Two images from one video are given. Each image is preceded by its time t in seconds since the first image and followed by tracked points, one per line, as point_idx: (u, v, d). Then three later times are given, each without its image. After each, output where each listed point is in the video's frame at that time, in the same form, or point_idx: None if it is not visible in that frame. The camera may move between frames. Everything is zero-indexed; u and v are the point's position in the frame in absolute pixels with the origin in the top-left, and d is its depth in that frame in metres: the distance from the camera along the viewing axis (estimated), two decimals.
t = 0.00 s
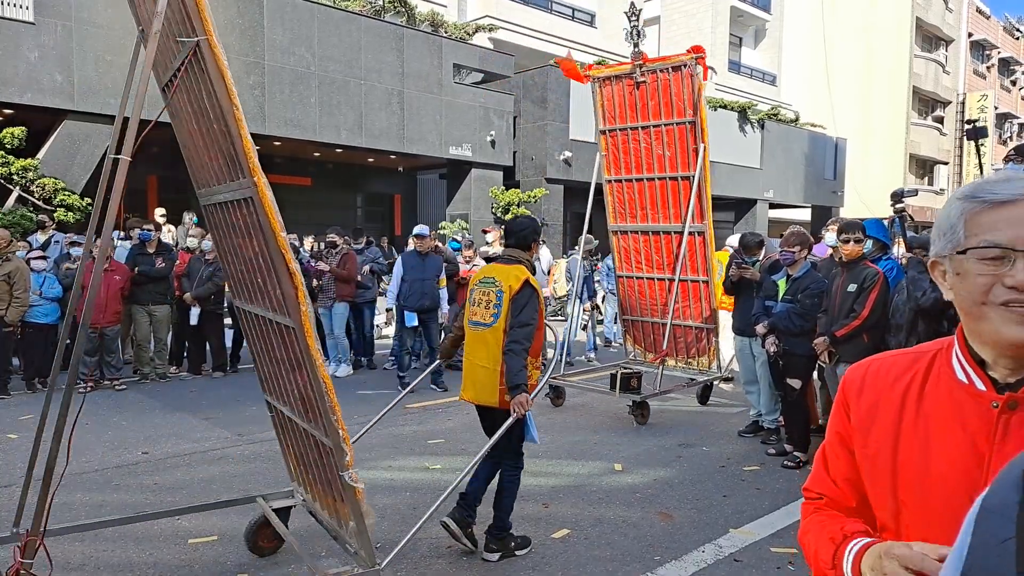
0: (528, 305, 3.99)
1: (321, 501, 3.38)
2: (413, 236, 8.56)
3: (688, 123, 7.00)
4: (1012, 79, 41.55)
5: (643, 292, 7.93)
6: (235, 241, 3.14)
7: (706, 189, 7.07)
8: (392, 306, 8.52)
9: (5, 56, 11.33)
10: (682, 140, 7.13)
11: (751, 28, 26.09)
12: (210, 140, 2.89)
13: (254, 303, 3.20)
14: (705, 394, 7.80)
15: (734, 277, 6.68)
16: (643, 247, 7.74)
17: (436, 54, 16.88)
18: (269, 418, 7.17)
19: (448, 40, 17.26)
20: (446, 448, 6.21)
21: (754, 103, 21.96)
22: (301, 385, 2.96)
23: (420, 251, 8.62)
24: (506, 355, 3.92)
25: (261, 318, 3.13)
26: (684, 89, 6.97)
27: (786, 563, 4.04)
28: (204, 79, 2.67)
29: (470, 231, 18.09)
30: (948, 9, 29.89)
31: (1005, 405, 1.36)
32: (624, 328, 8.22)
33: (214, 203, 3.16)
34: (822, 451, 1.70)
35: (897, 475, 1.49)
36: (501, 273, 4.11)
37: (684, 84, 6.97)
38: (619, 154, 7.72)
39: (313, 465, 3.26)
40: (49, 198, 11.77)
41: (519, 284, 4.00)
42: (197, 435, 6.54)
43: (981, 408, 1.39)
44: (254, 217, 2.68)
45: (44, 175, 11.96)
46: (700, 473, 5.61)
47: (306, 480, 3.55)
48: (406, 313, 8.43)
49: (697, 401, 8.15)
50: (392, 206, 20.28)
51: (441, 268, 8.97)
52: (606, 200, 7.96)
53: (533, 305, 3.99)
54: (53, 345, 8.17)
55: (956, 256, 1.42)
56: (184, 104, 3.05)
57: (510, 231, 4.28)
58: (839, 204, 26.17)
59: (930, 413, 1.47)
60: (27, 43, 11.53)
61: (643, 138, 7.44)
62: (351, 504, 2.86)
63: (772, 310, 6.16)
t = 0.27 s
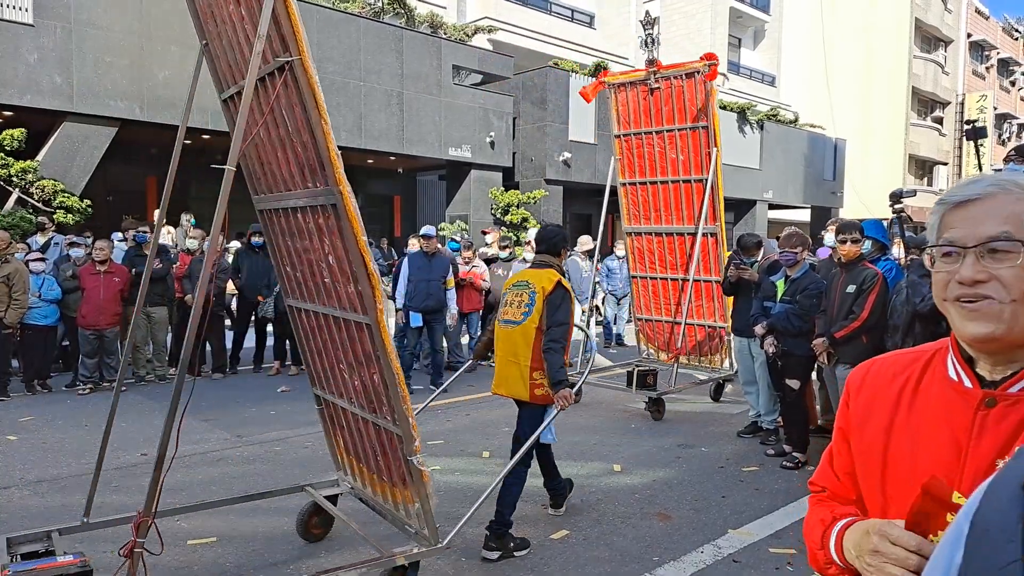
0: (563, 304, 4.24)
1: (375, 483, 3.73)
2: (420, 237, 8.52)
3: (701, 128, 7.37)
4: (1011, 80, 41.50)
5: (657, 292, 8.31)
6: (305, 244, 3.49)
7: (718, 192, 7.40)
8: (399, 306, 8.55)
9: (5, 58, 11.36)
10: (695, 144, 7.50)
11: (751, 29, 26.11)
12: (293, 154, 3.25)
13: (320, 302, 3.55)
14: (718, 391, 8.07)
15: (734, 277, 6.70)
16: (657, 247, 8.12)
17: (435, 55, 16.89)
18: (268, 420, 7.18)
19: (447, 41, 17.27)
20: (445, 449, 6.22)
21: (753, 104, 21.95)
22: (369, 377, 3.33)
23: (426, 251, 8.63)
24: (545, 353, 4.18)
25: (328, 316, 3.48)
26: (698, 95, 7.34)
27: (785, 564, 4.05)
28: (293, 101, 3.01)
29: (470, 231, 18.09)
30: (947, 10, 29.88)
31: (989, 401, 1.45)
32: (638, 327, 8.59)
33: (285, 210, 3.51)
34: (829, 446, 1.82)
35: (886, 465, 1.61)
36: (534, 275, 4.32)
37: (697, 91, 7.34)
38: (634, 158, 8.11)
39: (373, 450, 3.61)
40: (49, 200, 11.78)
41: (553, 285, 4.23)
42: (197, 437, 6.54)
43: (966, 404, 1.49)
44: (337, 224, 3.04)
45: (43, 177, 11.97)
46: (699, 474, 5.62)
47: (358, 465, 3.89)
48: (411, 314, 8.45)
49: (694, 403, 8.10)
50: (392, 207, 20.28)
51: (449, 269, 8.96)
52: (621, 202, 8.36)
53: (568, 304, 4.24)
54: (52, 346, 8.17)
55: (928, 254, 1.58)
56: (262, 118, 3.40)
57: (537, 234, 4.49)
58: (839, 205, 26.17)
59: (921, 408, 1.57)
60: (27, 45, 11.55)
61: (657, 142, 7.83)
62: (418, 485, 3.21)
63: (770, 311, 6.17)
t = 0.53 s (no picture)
0: (589, 299, 4.67)
1: (417, 467, 4.06)
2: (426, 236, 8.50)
3: (716, 130, 7.68)
4: (1012, 80, 41.40)
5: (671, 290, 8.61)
6: (359, 244, 3.79)
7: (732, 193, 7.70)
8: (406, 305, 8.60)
9: (4, 56, 11.35)
10: (709, 146, 7.81)
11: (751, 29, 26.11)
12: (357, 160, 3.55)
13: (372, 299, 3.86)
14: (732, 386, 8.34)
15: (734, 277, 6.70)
16: (672, 247, 8.41)
17: (435, 54, 16.87)
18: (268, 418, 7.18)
19: (447, 40, 17.25)
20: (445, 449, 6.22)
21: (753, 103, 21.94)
22: (423, 367, 3.66)
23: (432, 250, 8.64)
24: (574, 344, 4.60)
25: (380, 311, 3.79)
26: (714, 99, 7.68)
27: (785, 563, 4.04)
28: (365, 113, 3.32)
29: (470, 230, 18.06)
30: (948, 9, 29.84)
31: (983, 398, 1.49)
32: (653, 324, 8.91)
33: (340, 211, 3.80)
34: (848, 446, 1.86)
35: (889, 457, 1.64)
36: (564, 273, 4.77)
37: (712, 95, 7.66)
38: (649, 159, 8.41)
39: (418, 435, 3.93)
40: (48, 198, 11.76)
41: (581, 282, 4.67)
42: (196, 435, 6.54)
43: (964, 402, 1.52)
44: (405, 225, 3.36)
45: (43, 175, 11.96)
46: (699, 473, 5.63)
47: (397, 450, 4.21)
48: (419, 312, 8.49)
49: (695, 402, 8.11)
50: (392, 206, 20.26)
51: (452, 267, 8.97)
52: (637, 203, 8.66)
53: (594, 300, 4.67)
54: (51, 345, 8.16)
55: (931, 251, 1.59)
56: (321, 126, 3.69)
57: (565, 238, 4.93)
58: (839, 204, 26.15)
59: (925, 406, 1.60)
60: (27, 43, 11.55)
61: (673, 144, 8.14)
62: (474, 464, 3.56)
63: (770, 310, 6.16)
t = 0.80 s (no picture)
0: (609, 296, 4.80)
1: (453, 456, 4.41)
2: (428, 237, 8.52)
3: (733, 132, 7.72)
4: (1014, 79, 41.33)
5: (689, 291, 8.56)
6: (404, 246, 4.15)
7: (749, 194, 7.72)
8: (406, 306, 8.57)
9: (3, 56, 11.33)
10: (727, 148, 7.85)
11: (752, 28, 26.05)
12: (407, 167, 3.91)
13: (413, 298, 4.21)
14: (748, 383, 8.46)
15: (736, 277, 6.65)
16: (690, 247, 8.39)
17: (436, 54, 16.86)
18: (267, 419, 7.14)
19: (447, 39, 17.19)
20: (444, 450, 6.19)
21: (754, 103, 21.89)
22: (465, 359, 4.04)
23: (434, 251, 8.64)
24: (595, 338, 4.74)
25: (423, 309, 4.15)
26: (730, 101, 7.73)
27: (788, 566, 3.99)
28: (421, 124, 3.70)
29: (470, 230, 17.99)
30: (949, 8, 29.77)
31: (1000, 401, 1.42)
32: (671, 325, 8.86)
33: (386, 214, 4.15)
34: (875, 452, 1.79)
35: (914, 457, 1.56)
36: (583, 270, 4.86)
37: (729, 98, 7.72)
38: (667, 161, 8.46)
39: (455, 422, 4.30)
40: (47, 199, 11.72)
41: (602, 279, 4.79)
42: (195, 437, 6.50)
43: (982, 404, 1.46)
44: (456, 228, 3.74)
45: (41, 175, 11.92)
46: (702, 474, 5.58)
47: (432, 441, 4.55)
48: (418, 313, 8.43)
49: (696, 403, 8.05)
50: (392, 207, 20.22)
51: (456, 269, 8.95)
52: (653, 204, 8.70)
53: (614, 296, 4.82)
54: (48, 346, 8.12)
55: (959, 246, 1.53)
56: (371, 136, 4.04)
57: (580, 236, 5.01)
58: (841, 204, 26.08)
59: (950, 409, 1.52)
60: (25, 43, 11.53)
61: (690, 146, 8.19)
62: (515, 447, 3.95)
63: (773, 311, 6.10)
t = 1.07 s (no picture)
0: (624, 297, 5.21)
1: (482, 443, 4.68)
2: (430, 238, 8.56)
3: (747, 137, 7.96)
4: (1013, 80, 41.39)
5: (703, 291, 8.78)
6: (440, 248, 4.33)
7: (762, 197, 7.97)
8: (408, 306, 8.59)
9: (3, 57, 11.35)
10: (740, 152, 8.08)
11: (751, 29, 26.13)
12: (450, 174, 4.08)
13: (446, 295, 4.39)
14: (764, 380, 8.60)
15: (734, 278, 6.67)
16: (704, 248, 8.61)
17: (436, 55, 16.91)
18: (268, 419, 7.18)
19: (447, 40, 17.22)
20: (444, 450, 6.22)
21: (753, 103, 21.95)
22: (501, 353, 4.25)
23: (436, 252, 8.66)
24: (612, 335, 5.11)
25: (457, 307, 4.34)
26: (744, 106, 7.95)
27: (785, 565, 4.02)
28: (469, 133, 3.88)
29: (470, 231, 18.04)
30: (948, 9, 29.82)
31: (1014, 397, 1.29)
32: (687, 324, 9.09)
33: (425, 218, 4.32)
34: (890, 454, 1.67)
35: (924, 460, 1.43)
36: (599, 273, 5.24)
37: (744, 103, 7.95)
38: (681, 164, 8.67)
39: (487, 412, 4.53)
40: (47, 199, 11.74)
41: (617, 282, 5.18)
42: (196, 436, 6.54)
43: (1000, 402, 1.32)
44: (500, 232, 3.95)
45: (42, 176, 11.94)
46: (701, 474, 5.61)
47: (459, 429, 4.81)
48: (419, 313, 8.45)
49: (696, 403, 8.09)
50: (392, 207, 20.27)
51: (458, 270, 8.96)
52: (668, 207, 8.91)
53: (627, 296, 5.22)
54: (49, 347, 8.14)
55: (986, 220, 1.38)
56: (414, 144, 4.21)
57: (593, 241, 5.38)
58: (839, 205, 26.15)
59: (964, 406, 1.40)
60: (26, 44, 11.56)
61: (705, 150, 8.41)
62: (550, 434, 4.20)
63: (772, 311, 6.13)
